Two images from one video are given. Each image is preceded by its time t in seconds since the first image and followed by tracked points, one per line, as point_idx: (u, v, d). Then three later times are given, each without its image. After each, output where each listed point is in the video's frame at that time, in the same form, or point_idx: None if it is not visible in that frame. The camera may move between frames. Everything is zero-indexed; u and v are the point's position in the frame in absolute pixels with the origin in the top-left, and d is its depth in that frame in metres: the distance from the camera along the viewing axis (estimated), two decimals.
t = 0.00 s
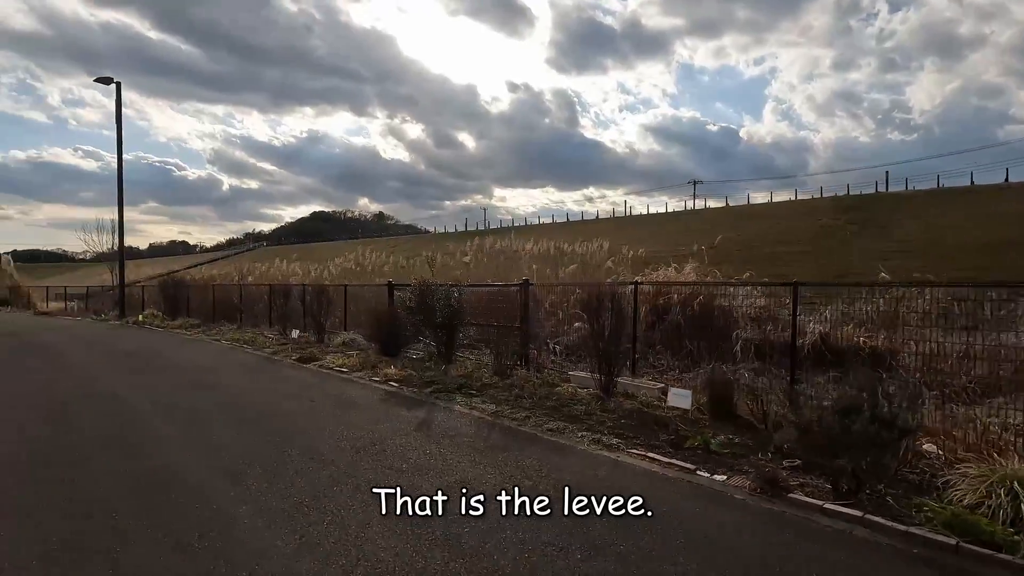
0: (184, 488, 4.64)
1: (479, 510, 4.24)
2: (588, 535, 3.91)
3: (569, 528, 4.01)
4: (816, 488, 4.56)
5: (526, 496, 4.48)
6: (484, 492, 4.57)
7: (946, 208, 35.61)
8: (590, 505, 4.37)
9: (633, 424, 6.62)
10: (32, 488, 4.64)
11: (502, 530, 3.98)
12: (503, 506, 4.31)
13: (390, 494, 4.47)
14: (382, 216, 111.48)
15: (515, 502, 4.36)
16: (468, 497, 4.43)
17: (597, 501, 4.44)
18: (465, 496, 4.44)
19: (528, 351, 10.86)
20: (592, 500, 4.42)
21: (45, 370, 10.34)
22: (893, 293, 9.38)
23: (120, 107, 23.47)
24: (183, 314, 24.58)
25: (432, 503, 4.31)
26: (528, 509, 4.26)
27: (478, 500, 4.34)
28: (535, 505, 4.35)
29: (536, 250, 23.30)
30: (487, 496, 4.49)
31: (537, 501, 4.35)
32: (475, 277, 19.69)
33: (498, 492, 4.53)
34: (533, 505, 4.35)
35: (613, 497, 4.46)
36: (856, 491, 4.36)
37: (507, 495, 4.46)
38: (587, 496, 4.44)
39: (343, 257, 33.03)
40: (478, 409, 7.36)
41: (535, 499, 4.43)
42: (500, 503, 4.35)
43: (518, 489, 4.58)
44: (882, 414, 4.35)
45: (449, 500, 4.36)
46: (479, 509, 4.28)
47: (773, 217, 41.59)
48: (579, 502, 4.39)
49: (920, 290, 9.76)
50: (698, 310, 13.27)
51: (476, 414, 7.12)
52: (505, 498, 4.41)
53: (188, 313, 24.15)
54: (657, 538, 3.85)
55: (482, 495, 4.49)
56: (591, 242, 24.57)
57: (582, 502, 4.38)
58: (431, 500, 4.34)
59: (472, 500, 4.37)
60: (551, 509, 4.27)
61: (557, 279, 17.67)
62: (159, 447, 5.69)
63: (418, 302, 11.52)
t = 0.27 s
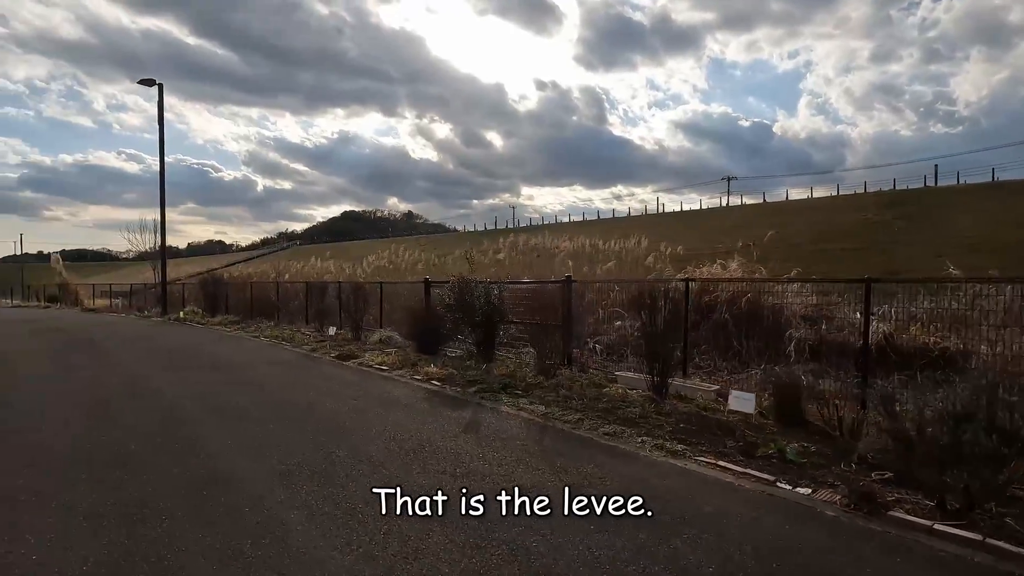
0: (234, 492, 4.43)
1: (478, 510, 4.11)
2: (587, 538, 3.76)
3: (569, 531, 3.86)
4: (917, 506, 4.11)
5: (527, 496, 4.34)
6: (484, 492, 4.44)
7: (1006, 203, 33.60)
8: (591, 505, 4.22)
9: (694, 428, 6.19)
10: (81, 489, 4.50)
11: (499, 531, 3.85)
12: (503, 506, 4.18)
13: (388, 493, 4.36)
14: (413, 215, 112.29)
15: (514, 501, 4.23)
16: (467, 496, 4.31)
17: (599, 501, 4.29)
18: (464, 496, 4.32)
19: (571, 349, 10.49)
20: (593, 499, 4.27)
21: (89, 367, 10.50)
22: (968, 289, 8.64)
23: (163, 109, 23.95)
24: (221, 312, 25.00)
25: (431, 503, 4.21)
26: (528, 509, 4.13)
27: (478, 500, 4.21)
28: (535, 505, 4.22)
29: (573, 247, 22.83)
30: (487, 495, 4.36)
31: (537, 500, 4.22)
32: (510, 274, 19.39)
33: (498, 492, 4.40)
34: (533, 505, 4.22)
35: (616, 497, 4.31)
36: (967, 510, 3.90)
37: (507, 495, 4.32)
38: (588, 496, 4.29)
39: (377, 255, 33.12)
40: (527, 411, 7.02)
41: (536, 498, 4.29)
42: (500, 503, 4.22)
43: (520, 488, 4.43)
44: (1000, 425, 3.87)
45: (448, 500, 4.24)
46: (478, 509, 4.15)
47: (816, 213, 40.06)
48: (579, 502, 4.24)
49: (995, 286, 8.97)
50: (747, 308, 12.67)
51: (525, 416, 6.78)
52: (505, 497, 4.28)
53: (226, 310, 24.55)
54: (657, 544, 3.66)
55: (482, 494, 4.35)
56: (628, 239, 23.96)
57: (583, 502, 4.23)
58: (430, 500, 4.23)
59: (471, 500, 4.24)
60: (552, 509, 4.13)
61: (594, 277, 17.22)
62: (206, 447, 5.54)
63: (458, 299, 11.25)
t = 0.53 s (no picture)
0: (284, 504, 4.24)
1: (479, 510, 4.14)
2: (584, 537, 3.79)
3: (568, 530, 3.89)
4: None
5: (527, 496, 4.37)
6: (484, 492, 4.46)
7: None
8: (590, 505, 4.24)
9: (762, 442, 5.73)
10: (130, 496, 4.37)
11: (500, 531, 3.88)
12: (503, 506, 4.22)
13: (389, 493, 4.40)
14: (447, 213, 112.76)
15: (514, 501, 4.26)
16: (467, 496, 4.35)
17: (598, 501, 4.31)
18: (465, 496, 4.35)
19: (616, 352, 10.09)
20: (592, 499, 4.29)
21: (134, 363, 10.73)
22: None
23: (204, 109, 24.36)
24: (259, 309, 25.40)
25: (432, 503, 4.24)
26: (527, 509, 4.16)
27: (478, 500, 4.25)
28: (535, 505, 4.25)
29: (610, 245, 22.33)
30: (487, 496, 4.38)
31: (538, 500, 4.25)
32: (547, 273, 19.04)
33: (499, 492, 4.43)
34: (533, 505, 4.25)
35: (614, 497, 4.33)
36: None
37: (507, 495, 4.35)
38: (587, 497, 4.32)
39: (412, 253, 33.19)
40: (577, 418, 6.66)
41: (536, 499, 4.31)
42: (500, 503, 4.25)
43: (519, 488, 4.47)
44: None
45: (449, 500, 4.28)
46: (478, 509, 4.18)
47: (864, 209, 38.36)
48: (579, 502, 4.26)
49: None
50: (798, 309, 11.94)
51: (575, 424, 6.43)
52: (505, 498, 4.31)
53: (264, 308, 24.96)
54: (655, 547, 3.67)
55: (482, 495, 4.38)
56: (667, 237, 23.30)
57: (582, 502, 4.25)
58: (431, 500, 4.27)
59: (472, 500, 4.28)
60: (552, 509, 4.16)
61: (634, 276, 16.73)
62: (252, 452, 5.39)
63: (498, 300, 10.98)
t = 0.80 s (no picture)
0: (330, 509, 4.04)
1: (479, 510, 4.03)
2: (582, 538, 3.68)
3: (567, 530, 3.77)
4: None
5: (527, 496, 4.26)
6: (484, 492, 4.35)
7: None
8: (590, 505, 4.13)
9: (839, 453, 5.23)
10: (172, 499, 4.23)
11: (499, 530, 3.77)
12: (503, 506, 4.10)
13: (389, 493, 4.27)
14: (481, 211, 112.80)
15: (514, 501, 4.15)
16: (467, 496, 4.23)
17: (598, 501, 4.20)
18: (464, 496, 4.23)
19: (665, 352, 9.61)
20: (592, 499, 4.18)
21: (176, 359, 10.90)
22: None
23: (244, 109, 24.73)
24: (297, 305, 25.72)
25: (432, 503, 4.12)
26: (527, 509, 4.05)
27: (478, 500, 4.13)
28: (535, 505, 4.13)
29: (650, 242, 21.65)
30: (487, 495, 4.27)
31: (537, 500, 4.13)
32: (586, 270, 18.57)
33: (499, 492, 4.31)
34: (533, 505, 4.13)
35: (615, 496, 4.21)
36: None
37: (507, 495, 4.23)
38: (587, 496, 4.21)
39: (448, 250, 33.07)
40: (632, 422, 6.25)
41: (536, 498, 4.20)
42: (499, 502, 4.13)
43: (519, 488, 4.35)
44: None
45: (448, 500, 4.16)
46: (478, 509, 4.07)
47: (918, 203, 36.36)
48: (579, 502, 4.15)
49: None
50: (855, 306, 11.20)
51: (630, 428, 6.02)
52: (505, 497, 4.19)
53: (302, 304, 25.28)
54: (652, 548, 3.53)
55: (482, 494, 4.27)
56: (709, 233, 22.48)
57: (582, 502, 4.14)
58: (431, 500, 4.15)
59: (472, 500, 4.16)
60: (551, 509, 4.05)
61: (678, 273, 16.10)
62: (294, 453, 5.22)
63: (540, 296, 10.62)
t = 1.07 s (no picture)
0: (380, 527, 3.75)
1: (478, 511, 3.99)
2: (579, 539, 3.62)
3: (566, 531, 3.72)
4: None
5: (527, 496, 4.21)
6: (484, 491, 4.30)
7: None
8: (590, 504, 4.09)
9: (940, 471, 4.67)
10: (214, 507, 4.00)
11: (500, 531, 3.72)
12: (503, 506, 4.06)
13: (389, 493, 4.22)
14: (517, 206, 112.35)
15: (514, 501, 4.10)
16: (467, 496, 4.19)
17: (598, 500, 4.15)
18: (465, 496, 4.19)
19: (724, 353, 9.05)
20: (592, 499, 4.14)
21: (218, 353, 11.02)
22: None
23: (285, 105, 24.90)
24: (336, 301, 25.92)
25: (432, 503, 4.08)
26: (527, 509, 4.00)
27: (478, 500, 4.09)
28: (535, 505, 4.09)
29: (696, 237, 20.79)
30: (487, 495, 4.22)
31: (537, 500, 4.09)
32: (628, 266, 18.01)
33: (499, 491, 4.26)
34: (533, 505, 4.09)
35: (615, 496, 4.16)
36: None
37: (507, 495, 4.19)
38: (587, 496, 4.16)
39: (486, 245, 32.83)
40: (696, 431, 5.77)
41: (537, 498, 4.16)
42: (499, 503, 4.09)
43: (518, 488, 4.30)
44: None
45: (448, 500, 4.11)
46: (478, 509, 4.03)
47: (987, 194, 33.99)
48: (579, 502, 4.10)
49: None
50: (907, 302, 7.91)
51: (694, 437, 5.56)
52: (505, 497, 4.15)
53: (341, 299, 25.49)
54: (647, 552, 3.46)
55: (482, 494, 4.22)
56: (759, 227, 21.45)
57: (582, 502, 4.09)
58: (431, 500, 4.11)
59: (472, 500, 4.12)
60: (551, 509, 4.00)
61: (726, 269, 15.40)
62: (340, 457, 4.97)
63: (587, 292, 10.24)
